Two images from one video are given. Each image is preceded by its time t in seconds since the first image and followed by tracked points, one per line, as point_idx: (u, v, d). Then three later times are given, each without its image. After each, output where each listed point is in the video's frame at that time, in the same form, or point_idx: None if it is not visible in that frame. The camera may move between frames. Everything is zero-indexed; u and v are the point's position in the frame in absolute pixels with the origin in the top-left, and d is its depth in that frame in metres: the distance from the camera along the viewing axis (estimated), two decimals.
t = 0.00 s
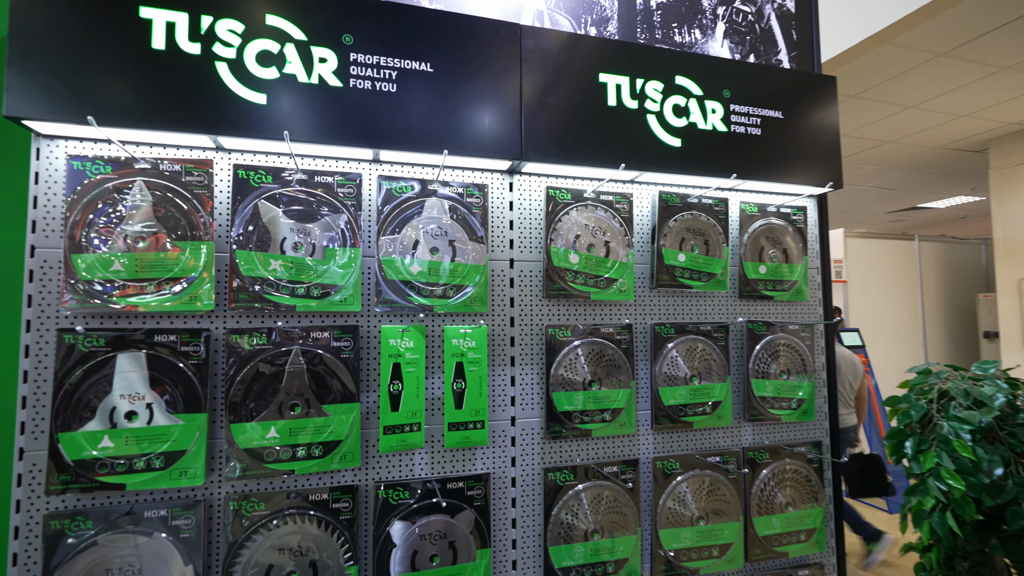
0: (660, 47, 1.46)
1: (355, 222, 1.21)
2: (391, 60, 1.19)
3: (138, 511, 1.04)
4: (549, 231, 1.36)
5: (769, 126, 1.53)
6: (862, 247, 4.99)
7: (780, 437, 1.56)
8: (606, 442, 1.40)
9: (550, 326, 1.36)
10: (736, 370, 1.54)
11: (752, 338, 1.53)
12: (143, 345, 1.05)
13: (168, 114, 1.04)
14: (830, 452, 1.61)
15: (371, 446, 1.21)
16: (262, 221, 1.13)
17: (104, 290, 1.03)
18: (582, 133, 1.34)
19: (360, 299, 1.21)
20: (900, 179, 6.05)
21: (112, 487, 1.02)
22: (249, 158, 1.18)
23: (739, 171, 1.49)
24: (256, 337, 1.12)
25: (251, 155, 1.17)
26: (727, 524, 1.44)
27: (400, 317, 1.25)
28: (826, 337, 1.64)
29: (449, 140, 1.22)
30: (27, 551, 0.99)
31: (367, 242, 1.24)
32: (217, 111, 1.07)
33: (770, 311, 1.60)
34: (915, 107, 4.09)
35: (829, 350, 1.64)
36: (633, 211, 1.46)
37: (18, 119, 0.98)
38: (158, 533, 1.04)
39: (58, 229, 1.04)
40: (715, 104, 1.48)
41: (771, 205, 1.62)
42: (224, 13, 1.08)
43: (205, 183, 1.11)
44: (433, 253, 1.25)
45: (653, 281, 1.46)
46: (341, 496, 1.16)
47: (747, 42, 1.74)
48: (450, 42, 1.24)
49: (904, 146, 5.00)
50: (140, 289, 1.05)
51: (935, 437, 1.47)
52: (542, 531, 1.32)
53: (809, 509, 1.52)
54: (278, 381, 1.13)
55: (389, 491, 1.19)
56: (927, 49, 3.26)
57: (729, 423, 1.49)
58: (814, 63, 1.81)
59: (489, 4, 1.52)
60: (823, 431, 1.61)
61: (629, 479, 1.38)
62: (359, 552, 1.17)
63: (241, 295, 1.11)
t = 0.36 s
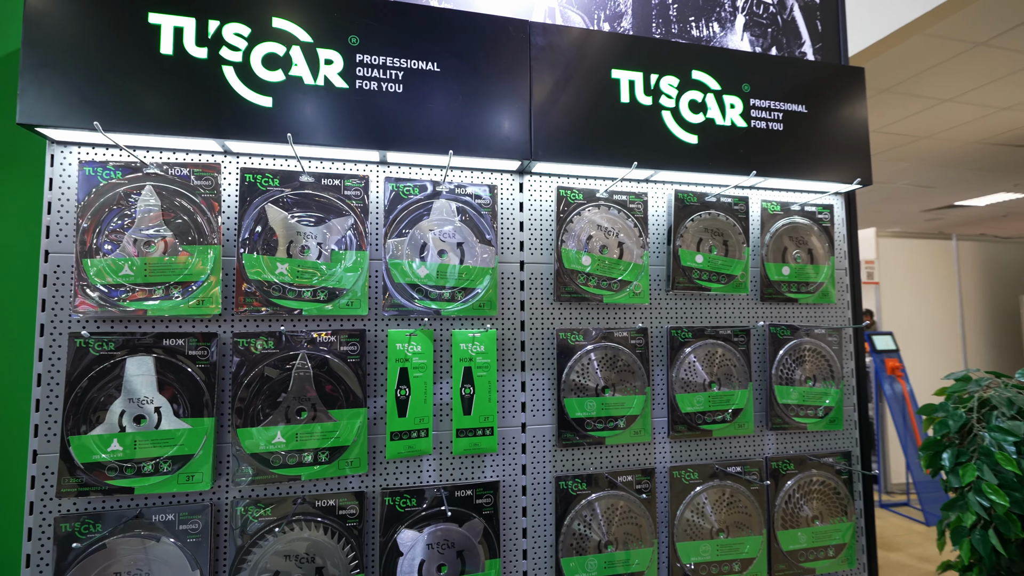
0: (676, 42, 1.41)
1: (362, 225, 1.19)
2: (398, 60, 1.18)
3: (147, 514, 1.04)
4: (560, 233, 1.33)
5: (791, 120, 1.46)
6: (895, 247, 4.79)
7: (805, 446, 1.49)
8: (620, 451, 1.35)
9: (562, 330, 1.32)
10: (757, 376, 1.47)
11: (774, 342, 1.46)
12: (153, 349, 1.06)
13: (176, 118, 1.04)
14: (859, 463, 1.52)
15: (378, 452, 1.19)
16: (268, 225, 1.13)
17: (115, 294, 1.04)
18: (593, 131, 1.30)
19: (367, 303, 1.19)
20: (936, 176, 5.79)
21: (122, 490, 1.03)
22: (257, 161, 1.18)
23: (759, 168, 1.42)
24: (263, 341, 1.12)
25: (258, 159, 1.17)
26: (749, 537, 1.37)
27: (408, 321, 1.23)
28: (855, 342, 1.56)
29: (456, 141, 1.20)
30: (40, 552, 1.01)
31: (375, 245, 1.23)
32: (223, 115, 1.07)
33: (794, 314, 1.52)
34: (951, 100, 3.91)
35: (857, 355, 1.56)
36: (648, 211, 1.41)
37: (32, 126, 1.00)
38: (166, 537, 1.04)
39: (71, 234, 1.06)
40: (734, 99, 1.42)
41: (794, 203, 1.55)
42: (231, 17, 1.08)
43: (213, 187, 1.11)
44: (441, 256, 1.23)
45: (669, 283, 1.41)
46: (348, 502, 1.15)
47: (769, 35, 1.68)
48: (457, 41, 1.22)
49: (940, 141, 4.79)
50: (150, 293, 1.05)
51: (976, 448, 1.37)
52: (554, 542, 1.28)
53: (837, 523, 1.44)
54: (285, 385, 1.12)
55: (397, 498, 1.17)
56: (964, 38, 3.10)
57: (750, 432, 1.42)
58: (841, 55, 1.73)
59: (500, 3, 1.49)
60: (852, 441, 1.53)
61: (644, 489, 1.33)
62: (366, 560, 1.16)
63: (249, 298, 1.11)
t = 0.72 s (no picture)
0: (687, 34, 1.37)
1: (366, 225, 1.19)
2: (401, 58, 1.17)
3: (152, 513, 1.05)
4: (568, 231, 1.29)
5: (810, 112, 1.41)
6: (926, 246, 4.61)
7: (826, 452, 1.42)
8: (631, 455, 1.31)
9: (570, 331, 1.29)
10: (775, 380, 1.41)
11: (793, 344, 1.40)
12: (158, 349, 1.07)
13: (180, 120, 1.05)
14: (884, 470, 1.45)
15: (382, 454, 1.17)
16: (272, 225, 1.13)
17: (121, 294, 1.04)
18: (600, 127, 1.26)
19: (371, 303, 1.18)
20: (970, 172, 5.56)
21: (128, 489, 1.04)
22: (262, 162, 1.18)
23: (776, 163, 1.37)
24: (267, 342, 1.12)
25: (263, 160, 1.18)
26: (766, 547, 1.31)
27: (412, 322, 1.21)
28: (880, 343, 1.49)
29: (460, 139, 1.18)
30: (50, 549, 1.02)
31: (379, 245, 1.22)
32: (226, 116, 1.07)
33: (814, 315, 1.46)
34: (986, 91, 3.73)
35: (883, 357, 1.49)
36: (659, 208, 1.37)
37: (43, 129, 1.02)
38: (171, 536, 1.05)
39: (81, 235, 1.07)
40: (749, 91, 1.37)
41: (814, 199, 1.49)
42: (235, 18, 1.09)
43: (217, 188, 1.12)
44: (445, 256, 1.21)
45: (681, 282, 1.36)
46: (351, 504, 1.14)
47: (787, 26, 1.62)
48: (461, 38, 1.20)
49: (974, 135, 4.59)
50: (155, 294, 1.06)
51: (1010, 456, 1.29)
52: (562, 548, 1.25)
53: (860, 533, 1.37)
54: (289, 386, 1.11)
55: (400, 501, 1.15)
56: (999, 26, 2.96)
57: (768, 437, 1.36)
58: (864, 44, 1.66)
59: None
60: (878, 448, 1.46)
61: (654, 495, 1.29)
62: (370, 563, 1.14)
63: (253, 298, 1.11)
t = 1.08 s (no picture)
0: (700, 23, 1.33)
1: (370, 222, 1.18)
2: (405, 53, 1.16)
3: (160, 509, 1.06)
4: (576, 227, 1.27)
5: (829, 102, 1.35)
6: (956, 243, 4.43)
7: (848, 456, 1.36)
8: (642, 457, 1.27)
9: (578, 329, 1.26)
10: (794, 380, 1.36)
11: (812, 342, 1.34)
12: (166, 346, 1.07)
13: (186, 118, 1.06)
14: (911, 475, 1.39)
15: (387, 452, 1.17)
16: (276, 223, 1.13)
17: (129, 292, 1.06)
18: (609, 120, 1.23)
19: (375, 300, 1.17)
20: (1005, 167, 5.32)
21: (135, 484, 1.04)
22: (268, 159, 1.18)
23: (793, 155, 1.32)
24: (273, 339, 1.12)
25: (269, 157, 1.18)
26: (784, 554, 1.26)
27: (417, 320, 1.20)
28: (905, 342, 1.42)
29: (464, 133, 1.16)
30: (61, 543, 1.04)
31: (384, 242, 1.21)
32: (230, 113, 1.07)
33: (835, 313, 1.40)
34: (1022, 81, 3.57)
35: (909, 357, 1.42)
36: (670, 202, 1.33)
37: (54, 129, 1.04)
38: (179, 532, 1.05)
39: (91, 233, 1.09)
40: (765, 80, 1.32)
41: (835, 191, 1.43)
42: (240, 16, 1.09)
43: (223, 186, 1.12)
44: (450, 252, 1.20)
45: (694, 279, 1.32)
46: (356, 503, 1.13)
47: (806, 13, 1.56)
48: (466, 31, 1.19)
49: (1009, 128, 4.39)
50: (162, 291, 1.07)
51: None
52: (570, 551, 1.22)
53: (885, 541, 1.31)
54: (294, 384, 1.11)
55: (404, 501, 1.14)
56: None
57: (786, 439, 1.31)
58: (889, 31, 1.59)
59: None
60: (905, 453, 1.39)
61: (665, 498, 1.25)
62: (375, 563, 1.13)
63: (258, 296, 1.11)
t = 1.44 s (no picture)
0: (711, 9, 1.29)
1: (375, 214, 1.17)
2: (409, 44, 1.15)
3: (167, 500, 1.06)
4: (583, 219, 1.24)
5: (848, 88, 1.30)
6: (986, 239, 4.27)
7: (867, 455, 1.31)
8: (652, 454, 1.24)
9: (585, 323, 1.23)
10: (811, 376, 1.31)
11: (830, 337, 1.30)
12: (173, 338, 1.08)
13: (192, 112, 1.07)
14: (936, 476, 1.33)
15: (392, 447, 1.16)
16: (281, 216, 1.13)
17: (137, 285, 1.07)
18: (617, 109, 1.21)
19: (380, 293, 1.16)
20: None
21: (143, 475, 1.05)
22: (273, 153, 1.18)
23: (809, 143, 1.27)
24: (278, 332, 1.12)
25: (274, 151, 1.18)
26: (800, 555, 1.22)
27: (422, 313, 1.19)
28: (929, 338, 1.36)
29: (469, 124, 1.15)
30: (73, 533, 1.05)
31: (389, 235, 1.20)
32: (236, 106, 1.08)
33: (855, 307, 1.35)
34: None
35: (933, 354, 1.37)
36: (681, 193, 1.30)
37: (65, 124, 1.06)
38: (186, 524, 1.06)
39: (101, 227, 1.10)
40: (779, 67, 1.28)
41: (853, 181, 1.38)
42: (245, 10, 1.10)
43: (229, 180, 1.13)
44: (455, 245, 1.18)
45: (705, 272, 1.29)
46: (360, 497, 1.12)
47: None
48: (471, 21, 1.17)
49: None
50: (169, 285, 1.08)
51: None
52: (577, 549, 1.19)
53: (908, 544, 1.26)
54: (299, 377, 1.11)
55: (409, 495, 1.13)
56: None
57: (802, 437, 1.27)
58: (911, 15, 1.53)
59: None
60: (929, 453, 1.34)
61: (675, 496, 1.22)
62: (379, 558, 1.13)
63: (264, 289, 1.11)
